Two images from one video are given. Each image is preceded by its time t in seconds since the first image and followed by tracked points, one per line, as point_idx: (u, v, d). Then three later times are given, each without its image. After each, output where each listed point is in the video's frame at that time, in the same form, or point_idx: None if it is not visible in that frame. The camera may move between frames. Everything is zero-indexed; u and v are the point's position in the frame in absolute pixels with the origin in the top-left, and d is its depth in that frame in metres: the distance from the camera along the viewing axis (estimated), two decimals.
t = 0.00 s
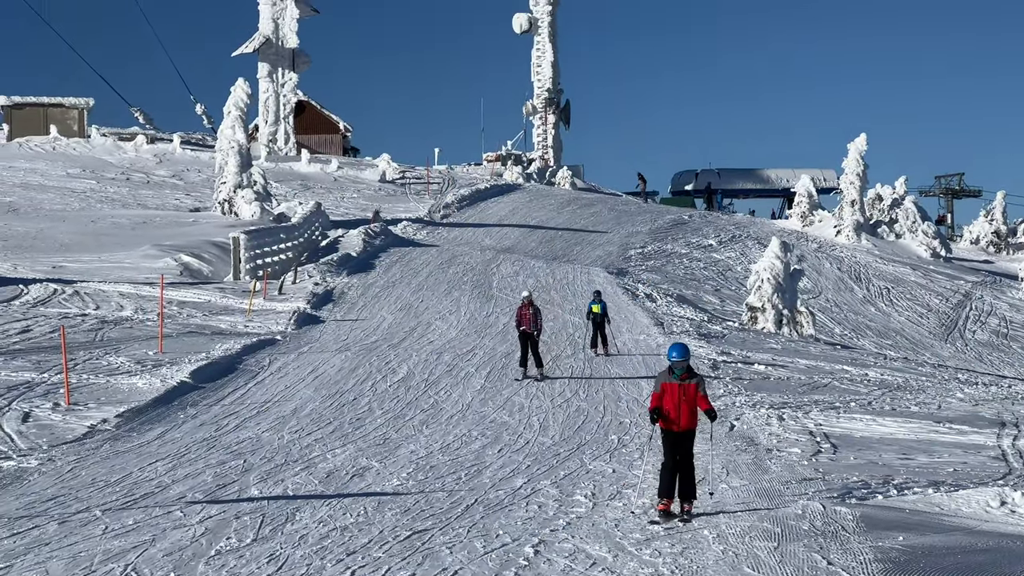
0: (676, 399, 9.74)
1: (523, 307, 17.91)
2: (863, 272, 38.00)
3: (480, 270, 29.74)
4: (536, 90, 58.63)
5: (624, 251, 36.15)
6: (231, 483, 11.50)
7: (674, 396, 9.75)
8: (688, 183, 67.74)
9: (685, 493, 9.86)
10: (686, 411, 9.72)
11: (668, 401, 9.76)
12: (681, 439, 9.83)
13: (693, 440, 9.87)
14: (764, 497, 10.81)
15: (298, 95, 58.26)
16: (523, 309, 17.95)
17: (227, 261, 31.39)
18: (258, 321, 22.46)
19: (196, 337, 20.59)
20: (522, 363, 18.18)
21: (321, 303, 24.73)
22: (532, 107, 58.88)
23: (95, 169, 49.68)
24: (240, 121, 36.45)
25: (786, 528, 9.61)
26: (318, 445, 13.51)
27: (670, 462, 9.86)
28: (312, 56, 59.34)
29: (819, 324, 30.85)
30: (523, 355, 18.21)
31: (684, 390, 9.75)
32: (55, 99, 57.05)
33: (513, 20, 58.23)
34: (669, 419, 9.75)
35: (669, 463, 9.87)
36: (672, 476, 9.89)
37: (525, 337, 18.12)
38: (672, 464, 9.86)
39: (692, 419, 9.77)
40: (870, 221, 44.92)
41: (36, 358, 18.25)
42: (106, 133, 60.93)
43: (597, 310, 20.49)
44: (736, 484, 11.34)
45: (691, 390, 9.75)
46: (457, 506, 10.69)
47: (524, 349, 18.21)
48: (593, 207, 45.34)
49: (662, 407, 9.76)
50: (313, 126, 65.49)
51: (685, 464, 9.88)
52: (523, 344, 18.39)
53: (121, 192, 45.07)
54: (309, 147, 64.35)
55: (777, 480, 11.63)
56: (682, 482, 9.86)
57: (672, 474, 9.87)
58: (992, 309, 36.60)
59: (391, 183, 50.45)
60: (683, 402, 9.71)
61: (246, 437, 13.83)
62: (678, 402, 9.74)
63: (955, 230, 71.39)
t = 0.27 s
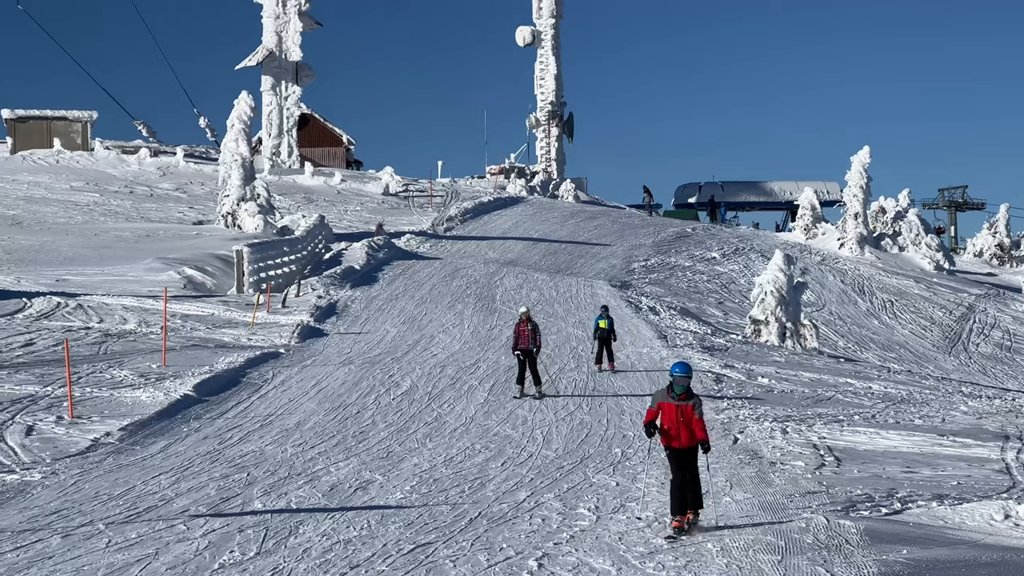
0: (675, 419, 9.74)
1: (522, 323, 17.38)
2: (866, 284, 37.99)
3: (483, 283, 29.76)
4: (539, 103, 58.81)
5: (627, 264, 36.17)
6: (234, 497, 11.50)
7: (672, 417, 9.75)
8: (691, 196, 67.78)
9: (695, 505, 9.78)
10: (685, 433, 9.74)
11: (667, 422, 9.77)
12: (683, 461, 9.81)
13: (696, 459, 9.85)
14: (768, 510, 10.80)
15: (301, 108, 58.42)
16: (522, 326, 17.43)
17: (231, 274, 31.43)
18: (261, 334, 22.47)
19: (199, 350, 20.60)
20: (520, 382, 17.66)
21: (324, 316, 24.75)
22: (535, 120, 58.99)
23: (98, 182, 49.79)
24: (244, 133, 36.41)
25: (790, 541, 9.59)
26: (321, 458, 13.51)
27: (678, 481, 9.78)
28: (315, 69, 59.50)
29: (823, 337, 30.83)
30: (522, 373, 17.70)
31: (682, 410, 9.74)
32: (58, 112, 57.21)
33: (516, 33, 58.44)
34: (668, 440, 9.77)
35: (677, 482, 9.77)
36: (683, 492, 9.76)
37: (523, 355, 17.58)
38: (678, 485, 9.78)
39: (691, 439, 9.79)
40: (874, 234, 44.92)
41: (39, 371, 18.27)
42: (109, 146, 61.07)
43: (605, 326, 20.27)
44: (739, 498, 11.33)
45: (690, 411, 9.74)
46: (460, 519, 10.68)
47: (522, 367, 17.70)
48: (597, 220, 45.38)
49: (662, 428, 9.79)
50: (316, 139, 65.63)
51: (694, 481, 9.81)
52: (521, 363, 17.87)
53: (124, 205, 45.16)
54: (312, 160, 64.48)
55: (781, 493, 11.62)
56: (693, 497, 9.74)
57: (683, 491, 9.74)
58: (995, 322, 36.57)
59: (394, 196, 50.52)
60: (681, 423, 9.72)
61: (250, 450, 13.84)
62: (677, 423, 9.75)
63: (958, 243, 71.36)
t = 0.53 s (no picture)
0: (677, 429, 9.71)
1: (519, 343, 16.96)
2: (870, 300, 37.97)
3: (487, 298, 29.78)
4: (543, 119, 59.01)
5: (631, 279, 36.18)
6: (238, 512, 11.51)
7: (675, 426, 9.72)
8: (695, 211, 67.82)
9: (698, 524, 9.73)
10: (687, 442, 9.69)
11: (670, 431, 9.75)
12: (687, 472, 9.76)
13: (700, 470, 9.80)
14: (772, 526, 10.77)
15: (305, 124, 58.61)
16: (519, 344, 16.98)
17: (235, 289, 31.48)
18: (265, 350, 22.49)
19: (203, 366, 20.61)
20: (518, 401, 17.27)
21: (328, 332, 24.77)
22: (539, 136, 59.12)
23: (103, 198, 49.91)
24: (248, 149, 36.52)
25: (794, 557, 9.58)
26: (325, 473, 13.51)
27: (680, 494, 9.73)
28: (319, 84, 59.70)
29: (827, 352, 30.80)
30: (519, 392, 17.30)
31: (684, 420, 9.71)
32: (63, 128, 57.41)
33: (520, 48, 58.69)
34: (671, 450, 9.74)
35: (679, 495, 9.73)
36: (685, 505, 9.76)
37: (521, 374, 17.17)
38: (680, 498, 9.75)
39: (695, 449, 9.74)
40: (877, 249, 44.91)
41: (43, 387, 18.29)
42: (113, 162, 61.24)
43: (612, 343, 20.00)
44: (743, 512, 11.32)
45: (692, 419, 9.69)
46: (464, 534, 10.68)
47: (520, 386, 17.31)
48: (600, 235, 45.42)
49: (665, 438, 9.76)
50: (320, 154, 65.79)
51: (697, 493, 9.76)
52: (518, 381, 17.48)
53: (128, 221, 45.26)
54: (316, 175, 64.63)
55: (785, 508, 11.60)
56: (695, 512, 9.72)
57: (685, 505, 9.73)
58: (999, 338, 36.52)
59: (398, 212, 50.60)
60: (683, 433, 9.68)
61: (254, 465, 13.85)
62: (679, 432, 9.71)
63: (962, 259, 71.30)
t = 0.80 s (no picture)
0: (685, 452, 9.71)
1: (518, 362, 16.79)
2: (874, 318, 37.93)
3: (491, 317, 29.80)
4: (547, 137, 59.19)
5: (634, 297, 36.19)
6: (241, 531, 11.50)
7: (684, 450, 9.72)
8: (699, 229, 67.87)
9: (702, 548, 9.66)
10: (696, 464, 9.70)
11: (677, 455, 9.75)
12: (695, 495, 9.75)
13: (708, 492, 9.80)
14: (776, 545, 10.75)
15: (309, 143, 58.80)
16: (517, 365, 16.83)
17: (238, 307, 31.54)
18: (269, 368, 22.50)
19: (207, 384, 20.63)
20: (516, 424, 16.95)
21: (333, 350, 24.79)
22: (543, 154, 59.26)
23: (107, 216, 50.05)
24: (252, 167, 36.72)
25: None
26: (328, 492, 13.50)
27: (686, 516, 9.73)
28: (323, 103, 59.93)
29: (831, 371, 30.75)
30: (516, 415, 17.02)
31: (692, 443, 9.72)
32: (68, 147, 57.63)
33: (523, 67, 58.96)
34: (680, 473, 9.73)
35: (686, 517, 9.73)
36: (691, 527, 9.71)
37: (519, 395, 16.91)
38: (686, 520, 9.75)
39: (704, 471, 9.74)
40: (881, 267, 44.90)
41: (46, 405, 18.30)
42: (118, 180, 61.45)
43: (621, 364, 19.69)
44: (748, 531, 11.29)
45: (699, 441, 9.71)
46: (467, 553, 10.67)
47: (517, 409, 17.05)
48: (604, 253, 45.47)
49: (673, 461, 9.75)
50: (324, 173, 65.98)
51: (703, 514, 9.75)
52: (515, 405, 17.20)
53: (132, 239, 45.37)
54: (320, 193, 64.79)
55: (789, 527, 11.57)
56: (701, 533, 9.68)
57: (691, 527, 9.69)
58: (1004, 356, 36.44)
59: (402, 230, 50.70)
60: (693, 456, 9.68)
61: (257, 484, 13.83)
62: (688, 455, 9.71)
63: (966, 277, 71.25)
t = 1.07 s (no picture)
0: (691, 465, 9.70)
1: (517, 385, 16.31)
2: (879, 338, 37.88)
3: (496, 336, 29.82)
4: (552, 157, 59.35)
5: (640, 317, 36.21)
6: (247, 551, 11.51)
7: (689, 463, 9.71)
8: (704, 249, 67.90)
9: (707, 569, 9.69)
10: (703, 478, 9.69)
11: (683, 470, 9.75)
12: (702, 510, 9.78)
13: (715, 507, 9.81)
14: (781, 565, 10.73)
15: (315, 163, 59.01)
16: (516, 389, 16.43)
17: (244, 327, 31.60)
18: (274, 388, 22.51)
19: (212, 404, 20.65)
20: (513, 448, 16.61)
21: (338, 370, 24.81)
22: (548, 174, 59.39)
23: (112, 236, 50.20)
24: (257, 187, 36.85)
25: None
26: (334, 511, 13.51)
27: (692, 534, 9.77)
28: (329, 123, 60.12)
29: (836, 390, 30.68)
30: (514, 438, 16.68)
31: (698, 455, 9.70)
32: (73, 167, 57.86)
33: (528, 87, 59.22)
34: (687, 488, 9.73)
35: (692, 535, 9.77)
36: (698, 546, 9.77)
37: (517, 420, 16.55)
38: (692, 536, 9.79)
39: (710, 486, 9.75)
40: (887, 287, 44.85)
41: (52, 425, 18.32)
42: (123, 200, 61.64)
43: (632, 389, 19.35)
44: (753, 551, 11.27)
45: (706, 453, 9.69)
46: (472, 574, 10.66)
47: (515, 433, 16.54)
48: (609, 273, 45.52)
49: (678, 476, 9.77)
50: (330, 193, 66.16)
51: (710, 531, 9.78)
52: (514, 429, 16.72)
53: (138, 259, 45.50)
54: (325, 214, 64.95)
55: (795, 547, 11.55)
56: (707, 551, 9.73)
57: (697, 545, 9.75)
58: (1009, 376, 36.36)
59: (407, 250, 50.80)
60: (698, 469, 9.67)
61: (262, 504, 13.85)
62: (694, 468, 9.70)
63: (972, 297, 71.16)
